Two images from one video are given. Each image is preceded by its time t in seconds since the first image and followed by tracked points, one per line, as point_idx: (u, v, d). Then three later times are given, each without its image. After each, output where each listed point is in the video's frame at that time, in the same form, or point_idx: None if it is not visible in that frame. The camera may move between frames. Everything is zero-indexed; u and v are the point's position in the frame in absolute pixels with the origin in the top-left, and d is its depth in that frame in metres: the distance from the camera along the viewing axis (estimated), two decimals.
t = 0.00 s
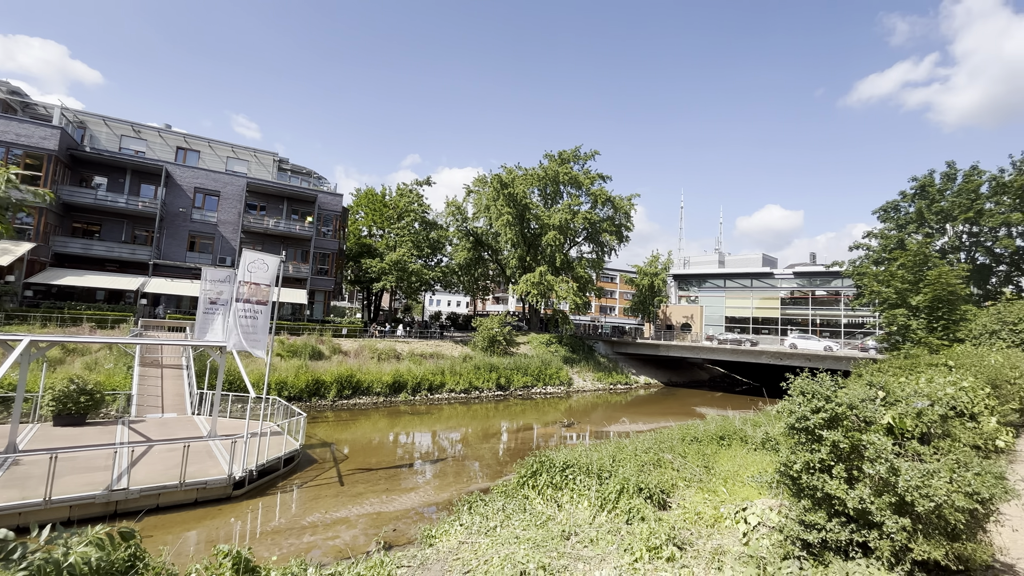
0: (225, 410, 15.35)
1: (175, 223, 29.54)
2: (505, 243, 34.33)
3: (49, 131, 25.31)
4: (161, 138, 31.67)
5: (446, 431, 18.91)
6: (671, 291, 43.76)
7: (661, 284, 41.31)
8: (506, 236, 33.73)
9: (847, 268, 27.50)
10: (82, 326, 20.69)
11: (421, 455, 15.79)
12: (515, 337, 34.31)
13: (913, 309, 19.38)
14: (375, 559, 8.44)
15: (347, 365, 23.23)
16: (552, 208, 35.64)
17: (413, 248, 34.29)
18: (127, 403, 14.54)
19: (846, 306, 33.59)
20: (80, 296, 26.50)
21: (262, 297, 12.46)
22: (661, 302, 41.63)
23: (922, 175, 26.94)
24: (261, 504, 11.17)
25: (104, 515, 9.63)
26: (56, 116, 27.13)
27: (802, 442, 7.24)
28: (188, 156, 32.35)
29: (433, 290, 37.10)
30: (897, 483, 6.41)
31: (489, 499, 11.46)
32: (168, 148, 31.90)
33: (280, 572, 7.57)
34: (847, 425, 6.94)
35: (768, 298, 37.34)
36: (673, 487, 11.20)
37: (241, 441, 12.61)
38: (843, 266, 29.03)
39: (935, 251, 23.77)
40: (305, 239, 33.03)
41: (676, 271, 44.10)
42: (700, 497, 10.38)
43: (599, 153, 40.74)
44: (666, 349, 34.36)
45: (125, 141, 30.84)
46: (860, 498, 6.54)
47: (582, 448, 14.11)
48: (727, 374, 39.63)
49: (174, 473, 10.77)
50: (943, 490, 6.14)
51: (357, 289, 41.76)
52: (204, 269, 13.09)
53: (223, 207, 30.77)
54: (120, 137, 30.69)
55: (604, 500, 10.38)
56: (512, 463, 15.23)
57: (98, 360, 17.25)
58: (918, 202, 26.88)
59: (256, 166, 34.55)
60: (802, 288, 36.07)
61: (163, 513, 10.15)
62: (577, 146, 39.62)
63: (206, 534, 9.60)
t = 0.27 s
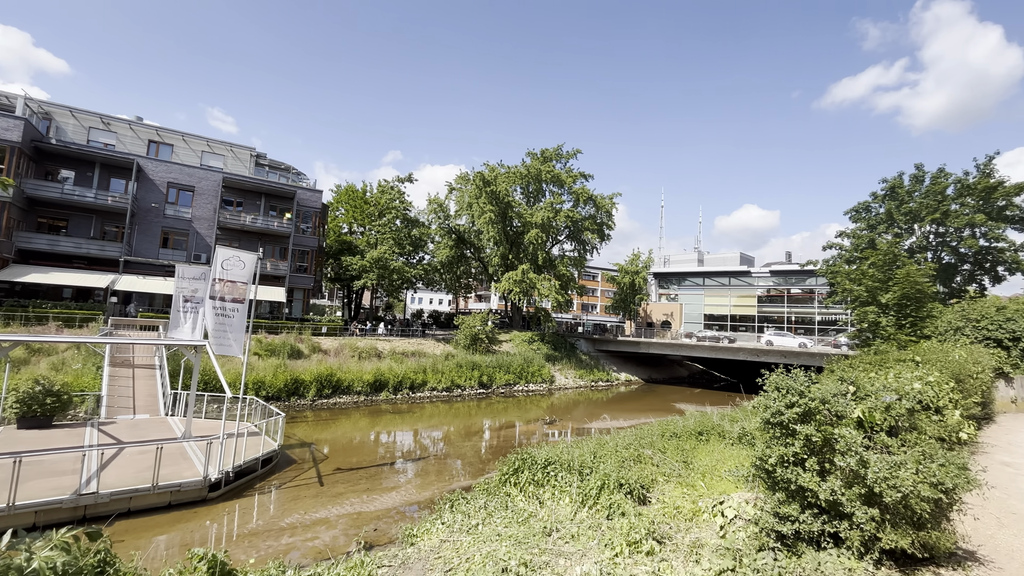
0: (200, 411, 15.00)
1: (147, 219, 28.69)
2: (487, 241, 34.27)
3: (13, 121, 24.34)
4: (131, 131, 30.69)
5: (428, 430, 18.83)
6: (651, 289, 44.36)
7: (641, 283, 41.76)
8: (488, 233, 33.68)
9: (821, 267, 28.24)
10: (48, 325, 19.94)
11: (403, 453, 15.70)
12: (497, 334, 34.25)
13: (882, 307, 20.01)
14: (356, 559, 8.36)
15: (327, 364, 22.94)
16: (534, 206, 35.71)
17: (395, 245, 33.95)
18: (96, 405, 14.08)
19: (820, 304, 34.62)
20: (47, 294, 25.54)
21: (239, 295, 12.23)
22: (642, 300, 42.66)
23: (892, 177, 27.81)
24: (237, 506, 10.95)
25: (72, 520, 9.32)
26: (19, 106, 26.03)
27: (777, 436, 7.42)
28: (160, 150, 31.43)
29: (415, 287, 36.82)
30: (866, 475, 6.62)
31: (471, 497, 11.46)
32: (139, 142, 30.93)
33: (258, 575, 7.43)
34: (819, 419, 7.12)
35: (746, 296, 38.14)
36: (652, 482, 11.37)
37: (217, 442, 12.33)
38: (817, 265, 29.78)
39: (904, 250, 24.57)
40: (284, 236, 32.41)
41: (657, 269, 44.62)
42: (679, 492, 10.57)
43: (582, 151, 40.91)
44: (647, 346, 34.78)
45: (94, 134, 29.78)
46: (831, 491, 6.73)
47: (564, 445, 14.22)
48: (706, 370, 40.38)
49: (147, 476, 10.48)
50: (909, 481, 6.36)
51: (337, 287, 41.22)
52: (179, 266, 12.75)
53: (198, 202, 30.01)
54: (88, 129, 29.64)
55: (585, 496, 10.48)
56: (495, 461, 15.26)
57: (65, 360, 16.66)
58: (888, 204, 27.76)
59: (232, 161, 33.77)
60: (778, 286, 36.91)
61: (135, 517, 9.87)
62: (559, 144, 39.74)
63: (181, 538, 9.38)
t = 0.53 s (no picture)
0: (175, 412, 14.64)
1: (118, 214, 27.82)
2: (470, 239, 34.18)
3: None
4: (101, 124, 29.68)
5: (411, 429, 18.72)
6: (633, 287, 44.82)
7: (623, 281, 42.16)
8: (471, 231, 33.59)
9: (797, 266, 28.92)
10: (13, 325, 19.18)
11: (385, 453, 15.58)
12: (480, 333, 34.17)
13: (855, 304, 20.62)
14: (336, 560, 8.26)
15: (307, 363, 22.60)
16: (517, 204, 35.73)
17: (376, 243, 33.56)
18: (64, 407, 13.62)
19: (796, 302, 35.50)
20: (11, 292, 24.56)
21: (216, 293, 11.99)
22: (624, 298, 43.14)
23: (864, 178, 28.61)
24: (214, 509, 10.72)
25: (38, 526, 9.00)
26: None
27: (754, 431, 7.57)
28: (132, 144, 30.48)
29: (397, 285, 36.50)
30: (838, 467, 6.80)
31: (454, 496, 11.44)
32: (109, 134, 29.93)
33: None
34: (794, 414, 7.29)
35: (725, 294, 38.87)
36: (633, 478, 11.51)
37: (193, 443, 12.06)
38: (793, 264, 30.49)
39: (876, 249, 25.31)
40: (262, 233, 31.74)
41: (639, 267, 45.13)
42: (659, 487, 10.73)
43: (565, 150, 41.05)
44: (628, 343, 35.12)
45: (62, 126, 28.75)
46: (806, 483, 6.90)
47: (547, 442, 14.29)
48: (686, 367, 41.03)
49: (118, 479, 10.19)
50: (879, 473, 6.56)
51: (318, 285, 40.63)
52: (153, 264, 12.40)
53: (171, 198, 29.22)
54: (55, 121, 28.57)
55: (567, 493, 10.55)
56: (478, 459, 15.26)
57: (31, 361, 16.06)
58: (861, 204, 28.57)
59: (208, 156, 32.94)
60: (755, 284, 37.64)
61: (106, 522, 9.58)
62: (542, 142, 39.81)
63: (154, 542, 9.14)
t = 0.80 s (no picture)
0: (150, 413, 14.27)
1: (88, 210, 26.96)
2: (454, 237, 34.06)
3: None
4: (70, 116, 28.67)
5: (393, 428, 18.59)
6: (616, 285, 45.24)
7: (605, 280, 42.10)
8: (454, 229, 33.47)
9: (775, 264, 29.57)
10: None
11: (367, 452, 15.45)
12: (463, 331, 34.11)
13: (830, 302, 21.27)
14: (317, 561, 8.17)
15: (287, 362, 22.24)
16: (501, 202, 35.71)
17: (359, 240, 33.15)
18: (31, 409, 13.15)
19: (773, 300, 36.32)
20: None
21: (192, 291, 11.72)
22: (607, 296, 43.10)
23: (839, 179, 29.38)
24: (190, 511, 10.49)
25: (4, 532, 8.69)
26: None
27: (732, 426, 7.72)
28: (103, 137, 29.54)
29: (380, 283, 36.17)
30: (813, 461, 6.97)
31: (436, 494, 11.42)
32: (79, 127, 28.93)
33: None
34: (771, 409, 7.46)
35: (705, 292, 39.55)
36: (615, 474, 11.65)
37: (169, 445, 11.77)
38: (771, 263, 31.17)
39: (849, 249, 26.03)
40: (239, 230, 31.07)
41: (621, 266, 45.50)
42: (640, 483, 10.87)
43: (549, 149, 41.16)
44: (611, 341, 35.43)
45: (28, 117, 27.67)
46: (781, 477, 7.07)
47: (530, 440, 14.35)
48: (668, 364, 41.63)
49: (90, 482, 9.90)
50: (852, 466, 6.73)
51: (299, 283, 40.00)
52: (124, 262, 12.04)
53: (145, 193, 28.42)
54: (21, 112, 27.47)
55: (550, 490, 10.62)
56: (461, 457, 15.25)
57: None
58: (836, 205, 29.34)
59: (184, 151, 32.14)
60: (735, 282, 38.53)
61: (77, 527, 9.30)
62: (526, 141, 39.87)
63: (127, 547, 8.90)
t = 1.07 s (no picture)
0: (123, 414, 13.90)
1: (57, 205, 26.08)
2: (437, 235, 33.85)
3: None
4: (38, 108, 27.66)
5: (376, 428, 18.43)
6: (599, 284, 45.59)
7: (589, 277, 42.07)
8: (438, 227, 33.29)
9: (754, 264, 30.15)
10: None
11: (349, 452, 15.29)
12: (447, 329, 33.99)
13: (807, 300, 22.02)
14: (296, 563, 8.06)
15: (267, 362, 21.85)
16: (485, 200, 35.63)
17: (341, 238, 32.68)
18: None
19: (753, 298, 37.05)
20: None
21: (168, 289, 11.43)
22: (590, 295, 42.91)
23: (816, 181, 30.07)
24: (166, 515, 10.24)
25: None
26: None
27: (711, 423, 7.85)
28: (73, 130, 28.58)
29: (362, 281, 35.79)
30: (789, 456, 7.12)
31: (419, 494, 11.36)
32: (47, 120, 27.93)
33: None
34: (749, 405, 7.60)
35: (686, 291, 40.14)
36: (597, 471, 11.75)
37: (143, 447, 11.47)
38: (750, 262, 31.78)
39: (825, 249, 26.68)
40: (217, 227, 30.43)
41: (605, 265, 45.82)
42: (622, 479, 10.98)
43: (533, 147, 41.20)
44: (594, 339, 35.71)
45: None
46: (758, 472, 7.22)
47: (513, 438, 14.39)
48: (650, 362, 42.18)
49: (59, 486, 9.59)
50: (826, 460, 6.89)
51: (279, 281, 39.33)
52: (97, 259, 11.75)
53: (117, 188, 27.58)
54: None
55: (533, 487, 10.66)
56: (444, 456, 15.20)
57: None
58: (813, 205, 30.03)
59: (159, 145, 31.32)
60: (715, 282, 39.20)
61: (45, 532, 9.00)
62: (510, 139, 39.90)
63: (98, 552, 8.65)
